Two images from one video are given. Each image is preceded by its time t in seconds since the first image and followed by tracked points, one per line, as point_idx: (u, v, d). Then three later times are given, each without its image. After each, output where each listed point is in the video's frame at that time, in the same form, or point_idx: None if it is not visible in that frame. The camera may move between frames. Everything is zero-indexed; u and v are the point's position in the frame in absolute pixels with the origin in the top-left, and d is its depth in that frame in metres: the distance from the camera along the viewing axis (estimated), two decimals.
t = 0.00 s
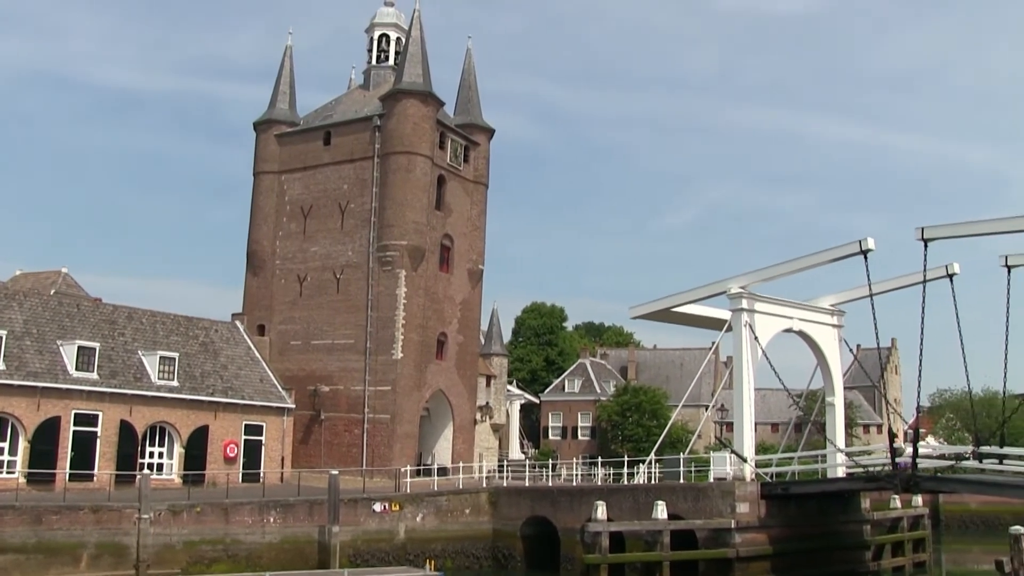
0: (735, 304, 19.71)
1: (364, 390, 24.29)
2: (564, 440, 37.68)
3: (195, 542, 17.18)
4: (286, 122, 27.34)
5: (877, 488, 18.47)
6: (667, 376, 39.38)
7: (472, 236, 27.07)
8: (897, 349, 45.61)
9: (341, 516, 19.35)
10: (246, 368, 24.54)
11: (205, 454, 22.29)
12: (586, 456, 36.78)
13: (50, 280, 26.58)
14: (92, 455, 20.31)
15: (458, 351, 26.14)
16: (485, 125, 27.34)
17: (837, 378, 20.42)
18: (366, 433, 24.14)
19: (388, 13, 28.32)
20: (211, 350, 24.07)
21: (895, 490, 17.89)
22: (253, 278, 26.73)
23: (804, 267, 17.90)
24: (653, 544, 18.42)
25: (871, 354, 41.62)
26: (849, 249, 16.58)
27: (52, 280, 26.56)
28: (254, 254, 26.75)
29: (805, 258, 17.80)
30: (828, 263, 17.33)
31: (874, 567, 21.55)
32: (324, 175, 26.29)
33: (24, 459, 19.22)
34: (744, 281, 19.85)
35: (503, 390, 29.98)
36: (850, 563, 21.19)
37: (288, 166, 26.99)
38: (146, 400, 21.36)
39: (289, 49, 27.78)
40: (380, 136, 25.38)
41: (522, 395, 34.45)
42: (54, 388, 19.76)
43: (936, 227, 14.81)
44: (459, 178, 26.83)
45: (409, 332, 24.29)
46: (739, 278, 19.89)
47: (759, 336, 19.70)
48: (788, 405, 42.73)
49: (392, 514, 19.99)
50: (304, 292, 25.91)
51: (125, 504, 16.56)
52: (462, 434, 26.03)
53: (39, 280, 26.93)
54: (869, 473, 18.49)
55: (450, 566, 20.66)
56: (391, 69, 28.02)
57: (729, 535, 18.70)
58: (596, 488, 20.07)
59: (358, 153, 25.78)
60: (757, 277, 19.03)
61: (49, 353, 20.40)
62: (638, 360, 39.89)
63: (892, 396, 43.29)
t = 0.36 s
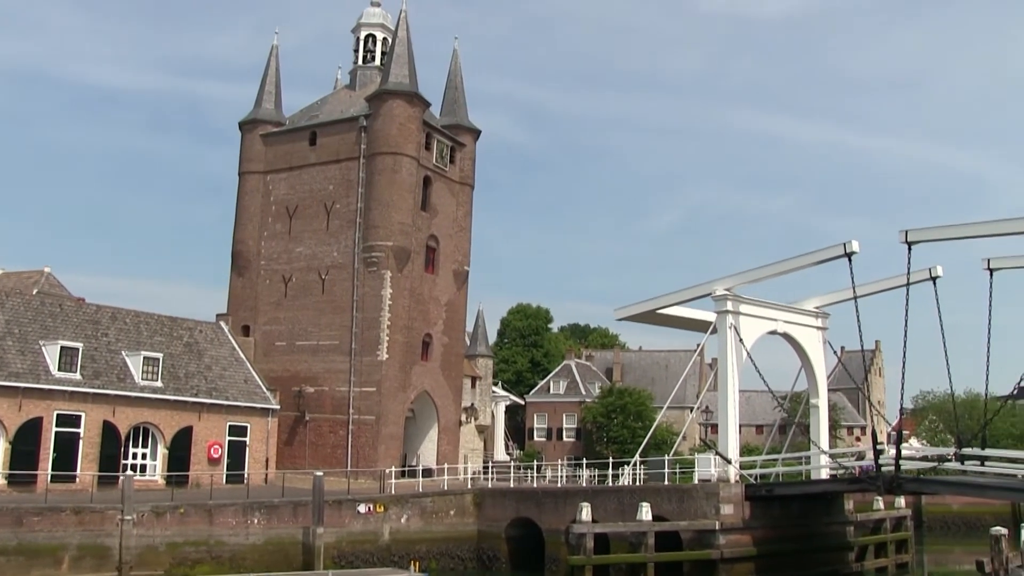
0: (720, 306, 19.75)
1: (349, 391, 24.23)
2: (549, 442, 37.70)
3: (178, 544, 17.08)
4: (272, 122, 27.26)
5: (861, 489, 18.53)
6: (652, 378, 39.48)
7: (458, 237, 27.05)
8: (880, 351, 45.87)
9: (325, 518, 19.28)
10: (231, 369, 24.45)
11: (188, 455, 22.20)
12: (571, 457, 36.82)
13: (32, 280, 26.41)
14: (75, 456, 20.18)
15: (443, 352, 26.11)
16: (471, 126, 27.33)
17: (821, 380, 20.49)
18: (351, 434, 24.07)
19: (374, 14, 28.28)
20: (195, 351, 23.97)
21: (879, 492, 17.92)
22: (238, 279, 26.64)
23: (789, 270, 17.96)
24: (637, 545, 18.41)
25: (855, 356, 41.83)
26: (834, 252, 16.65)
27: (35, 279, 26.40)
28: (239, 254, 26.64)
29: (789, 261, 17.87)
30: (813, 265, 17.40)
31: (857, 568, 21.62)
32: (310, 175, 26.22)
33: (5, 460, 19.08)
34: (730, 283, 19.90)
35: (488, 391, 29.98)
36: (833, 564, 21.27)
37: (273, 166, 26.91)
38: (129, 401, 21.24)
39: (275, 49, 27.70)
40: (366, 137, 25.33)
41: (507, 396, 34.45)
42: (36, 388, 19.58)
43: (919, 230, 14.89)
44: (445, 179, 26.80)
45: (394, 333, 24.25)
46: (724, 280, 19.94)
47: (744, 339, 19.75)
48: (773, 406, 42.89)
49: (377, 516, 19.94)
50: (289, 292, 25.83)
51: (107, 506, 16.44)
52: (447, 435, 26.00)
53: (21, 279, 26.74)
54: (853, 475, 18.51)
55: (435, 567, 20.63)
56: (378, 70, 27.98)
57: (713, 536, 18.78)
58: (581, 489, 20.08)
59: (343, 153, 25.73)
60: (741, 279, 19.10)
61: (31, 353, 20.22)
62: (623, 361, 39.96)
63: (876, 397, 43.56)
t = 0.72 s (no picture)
0: (705, 307, 19.79)
1: (334, 392, 24.17)
2: (534, 443, 37.72)
3: (161, 545, 16.99)
4: (257, 122, 27.19)
5: (844, 490, 18.59)
6: (637, 380, 39.55)
7: (444, 237, 27.04)
8: (864, 353, 46.13)
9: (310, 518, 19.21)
10: (215, 369, 24.36)
11: (172, 455, 22.08)
12: (555, 459, 36.84)
13: (15, 279, 26.24)
14: (57, 457, 20.03)
15: (428, 353, 26.09)
16: (458, 127, 27.35)
17: (806, 381, 20.58)
18: (335, 435, 24.00)
19: (362, 14, 28.26)
20: (179, 351, 23.87)
21: (862, 493, 17.97)
22: (223, 279, 26.54)
23: (774, 272, 18.03)
24: (622, 546, 18.40)
25: (839, 358, 42.04)
26: (819, 254, 16.72)
27: (18, 278, 26.23)
28: (224, 254, 26.56)
29: (773, 263, 17.96)
30: (798, 267, 17.47)
31: (841, 569, 21.69)
32: (295, 176, 26.18)
33: None
34: (715, 285, 19.96)
35: (473, 392, 29.98)
36: (816, 565, 21.34)
37: (259, 166, 26.84)
38: (113, 401, 21.13)
39: (261, 48, 27.64)
40: (352, 138, 25.29)
41: (492, 397, 34.44)
42: (18, 388, 19.42)
43: (903, 233, 14.98)
44: (431, 180, 26.80)
45: (380, 334, 24.22)
46: (709, 282, 19.99)
47: (729, 340, 19.82)
48: (757, 408, 43.06)
49: (361, 517, 19.86)
50: (275, 292, 25.76)
51: (90, 506, 16.33)
52: (432, 436, 25.98)
53: (3, 278, 26.56)
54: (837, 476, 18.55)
55: (419, 568, 20.59)
56: (365, 70, 27.96)
57: (697, 537, 18.80)
58: (566, 490, 20.06)
59: (329, 154, 25.69)
60: (726, 281, 19.17)
61: (14, 352, 20.05)
62: (608, 363, 40.03)
63: (860, 400, 43.80)
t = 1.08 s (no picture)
0: (691, 310, 19.81)
1: (319, 393, 24.11)
2: (520, 444, 37.72)
3: (145, 546, 16.89)
4: (243, 122, 27.11)
5: (829, 493, 18.59)
6: (622, 381, 39.61)
7: (430, 239, 27.01)
8: (848, 355, 46.35)
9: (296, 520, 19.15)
10: (200, 370, 24.26)
11: (156, 457, 21.94)
12: (541, 460, 36.85)
13: None
14: (40, 458, 19.87)
15: (414, 354, 26.05)
16: (444, 128, 27.34)
17: (790, 383, 20.63)
18: (321, 437, 23.93)
19: (348, 14, 28.20)
20: (164, 352, 23.75)
21: (847, 495, 18.00)
22: (208, 279, 26.43)
23: (759, 274, 18.07)
24: (608, 548, 18.35)
25: (824, 360, 42.23)
26: (804, 256, 16.77)
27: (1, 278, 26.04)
28: (209, 254, 26.44)
29: (759, 265, 17.99)
30: (783, 270, 17.50)
31: (825, 571, 21.73)
32: (281, 176, 26.10)
33: None
34: (700, 287, 19.99)
35: (459, 393, 29.98)
36: (801, 567, 21.39)
37: (245, 166, 26.75)
38: (97, 402, 21.00)
39: (247, 48, 27.55)
40: (338, 138, 25.23)
41: (478, 398, 34.42)
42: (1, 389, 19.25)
43: (888, 236, 15.04)
44: (417, 181, 26.77)
45: (365, 335, 24.18)
46: (695, 284, 20.02)
47: (714, 342, 19.84)
48: (742, 410, 43.19)
49: (346, 518, 19.77)
50: (260, 293, 25.68)
51: (73, 508, 16.22)
52: (417, 438, 25.95)
53: None
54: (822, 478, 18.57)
55: (404, 569, 20.53)
56: (351, 71, 27.91)
57: (682, 539, 18.76)
58: (551, 492, 20.04)
59: (315, 154, 25.63)
60: (712, 283, 19.19)
61: None
62: (594, 364, 40.09)
63: (845, 402, 43.99)
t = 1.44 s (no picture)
0: (676, 312, 19.85)
1: (304, 394, 24.04)
2: (505, 446, 37.72)
3: (129, 548, 16.78)
4: (229, 122, 27.03)
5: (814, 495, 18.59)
6: (608, 383, 39.69)
7: (415, 240, 26.98)
8: (832, 357, 46.59)
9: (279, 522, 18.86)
10: (185, 371, 24.16)
11: (140, 458, 21.79)
12: (527, 462, 36.87)
13: None
14: (22, 459, 19.67)
15: (399, 356, 26.03)
16: (430, 129, 27.33)
17: (775, 386, 20.70)
18: (306, 438, 23.86)
19: (335, 15, 28.17)
20: (148, 352, 23.63)
21: (831, 496, 18.04)
22: (193, 280, 26.33)
23: (743, 277, 18.12)
24: (592, 550, 18.36)
25: (808, 362, 42.44)
26: (789, 259, 16.82)
27: None
28: (194, 255, 26.34)
29: (743, 268, 18.04)
30: (768, 272, 17.55)
31: (809, 573, 21.80)
32: (266, 176, 26.04)
33: None
34: (686, 289, 20.03)
35: (444, 395, 29.97)
36: (785, 568, 21.46)
37: (230, 166, 26.68)
38: (80, 402, 20.85)
39: (233, 48, 27.47)
40: (324, 139, 25.18)
41: (464, 400, 34.40)
42: None
43: (874, 239, 15.11)
44: (403, 182, 26.74)
45: (351, 337, 24.13)
46: (680, 286, 20.06)
47: (699, 344, 19.87)
48: (728, 412, 43.34)
49: (331, 520, 19.65)
50: (245, 294, 25.60)
51: (55, 510, 16.11)
52: (403, 439, 25.92)
53: None
54: (806, 480, 18.62)
55: (389, 571, 20.47)
56: (337, 71, 27.88)
57: (667, 541, 18.78)
58: (536, 494, 20.03)
59: (301, 155, 25.57)
60: (697, 286, 19.24)
61: None
62: (580, 366, 40.15)
63: (829, 404, 44.22)
